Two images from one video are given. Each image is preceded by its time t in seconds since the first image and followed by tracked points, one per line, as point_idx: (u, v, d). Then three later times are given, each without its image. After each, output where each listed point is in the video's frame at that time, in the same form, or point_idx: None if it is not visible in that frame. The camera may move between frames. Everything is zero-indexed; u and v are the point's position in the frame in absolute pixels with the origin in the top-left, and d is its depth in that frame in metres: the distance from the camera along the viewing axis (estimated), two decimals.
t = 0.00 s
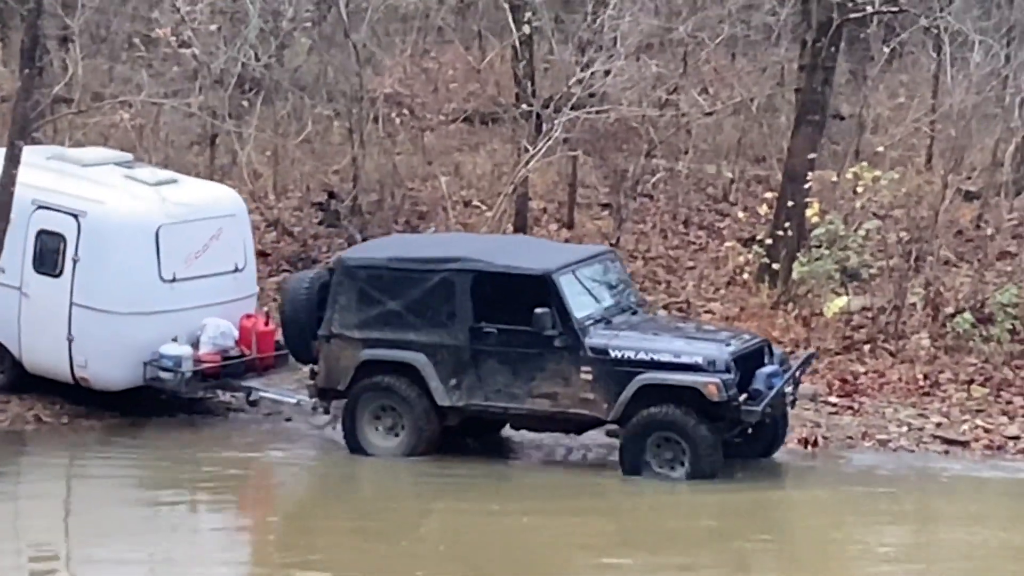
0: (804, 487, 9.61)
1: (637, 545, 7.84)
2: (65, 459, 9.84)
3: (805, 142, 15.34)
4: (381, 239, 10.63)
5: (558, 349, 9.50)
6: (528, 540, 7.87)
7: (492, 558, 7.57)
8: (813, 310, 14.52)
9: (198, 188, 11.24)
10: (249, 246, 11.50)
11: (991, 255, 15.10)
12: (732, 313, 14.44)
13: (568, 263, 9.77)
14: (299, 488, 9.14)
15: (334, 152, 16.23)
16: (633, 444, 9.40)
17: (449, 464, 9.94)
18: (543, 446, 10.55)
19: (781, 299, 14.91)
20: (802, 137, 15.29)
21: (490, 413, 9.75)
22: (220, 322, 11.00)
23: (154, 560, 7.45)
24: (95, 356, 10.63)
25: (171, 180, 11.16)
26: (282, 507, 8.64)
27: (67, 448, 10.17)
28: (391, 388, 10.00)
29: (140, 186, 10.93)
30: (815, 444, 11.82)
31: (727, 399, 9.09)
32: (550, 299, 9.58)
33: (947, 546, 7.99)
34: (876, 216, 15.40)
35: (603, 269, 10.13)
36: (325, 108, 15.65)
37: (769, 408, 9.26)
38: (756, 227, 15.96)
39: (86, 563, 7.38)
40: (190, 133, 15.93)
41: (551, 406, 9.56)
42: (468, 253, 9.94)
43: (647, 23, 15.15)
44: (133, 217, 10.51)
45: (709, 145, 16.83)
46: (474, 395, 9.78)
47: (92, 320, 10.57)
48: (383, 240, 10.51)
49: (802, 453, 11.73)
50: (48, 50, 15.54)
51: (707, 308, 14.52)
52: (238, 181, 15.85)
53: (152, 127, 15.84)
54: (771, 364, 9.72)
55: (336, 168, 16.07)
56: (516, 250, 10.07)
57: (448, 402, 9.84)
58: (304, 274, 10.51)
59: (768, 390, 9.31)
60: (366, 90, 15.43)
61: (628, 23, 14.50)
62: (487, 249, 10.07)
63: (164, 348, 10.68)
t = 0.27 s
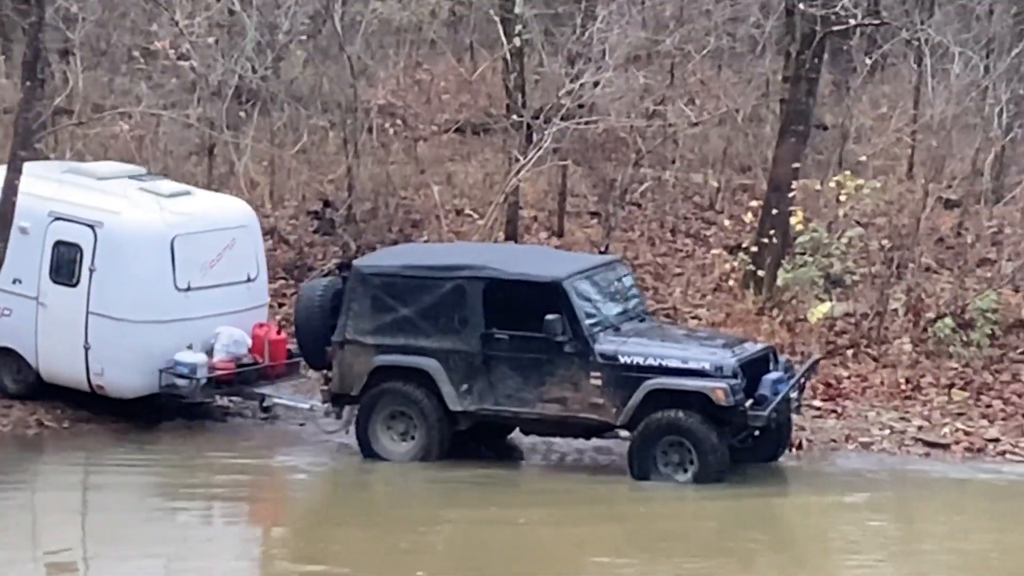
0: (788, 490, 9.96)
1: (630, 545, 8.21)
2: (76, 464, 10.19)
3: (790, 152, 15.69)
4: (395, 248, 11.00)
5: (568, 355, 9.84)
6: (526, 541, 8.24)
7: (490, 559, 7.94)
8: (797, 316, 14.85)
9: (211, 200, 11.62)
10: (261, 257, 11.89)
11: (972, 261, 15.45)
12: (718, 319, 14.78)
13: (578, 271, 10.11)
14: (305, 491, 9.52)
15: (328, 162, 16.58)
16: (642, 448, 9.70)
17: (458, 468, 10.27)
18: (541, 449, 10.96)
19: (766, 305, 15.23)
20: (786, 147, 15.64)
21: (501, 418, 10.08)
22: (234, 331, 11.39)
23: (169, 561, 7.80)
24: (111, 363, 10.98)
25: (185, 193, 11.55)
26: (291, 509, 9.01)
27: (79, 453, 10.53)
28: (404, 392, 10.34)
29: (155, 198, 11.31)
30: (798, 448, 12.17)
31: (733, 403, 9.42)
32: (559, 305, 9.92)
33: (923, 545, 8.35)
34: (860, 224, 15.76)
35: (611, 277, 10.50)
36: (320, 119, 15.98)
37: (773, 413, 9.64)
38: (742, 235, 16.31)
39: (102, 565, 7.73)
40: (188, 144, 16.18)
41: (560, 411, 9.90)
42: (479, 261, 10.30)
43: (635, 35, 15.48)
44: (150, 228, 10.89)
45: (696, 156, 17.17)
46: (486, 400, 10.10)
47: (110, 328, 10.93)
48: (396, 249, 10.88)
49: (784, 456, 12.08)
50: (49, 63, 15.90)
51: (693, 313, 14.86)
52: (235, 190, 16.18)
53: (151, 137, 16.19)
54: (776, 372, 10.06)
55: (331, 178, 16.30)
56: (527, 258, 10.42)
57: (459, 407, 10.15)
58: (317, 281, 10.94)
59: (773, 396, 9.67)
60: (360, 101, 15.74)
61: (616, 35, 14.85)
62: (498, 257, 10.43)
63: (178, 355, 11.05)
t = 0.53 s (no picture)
0: (761, 483, 10.79)
1: (615, 535, 9.05)
2: (102, 462, 11.03)
3: (768, 164, 16.51)
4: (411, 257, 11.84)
5: (574, 359, 10.68)
6: (521, 533, 9.08)
7: (488, 549, 8.78)
8: (774, 319, 15.63)
9: (231, 212, 12.48)
10: (279, 266, 12.74)
11: (941, 268, 16.27)
12: (699, 322, 15.59)
13: (582, 279, 10.94)
14: (318, 487, 10.36)
15: (328, 174, 17.43)
16: (646, 446, 10.53)
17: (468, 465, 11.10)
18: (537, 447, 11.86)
19: (744, 309, 16.02)
20: (764, 160, 16.46)
21: (510, 418, 10.90)
22: (254, 335, 12.23)
23: (195, 551, 8.61)
24: (139, 366, 11.84)
25: (206, 206, 12.39)
26: (306, 504, 9.86)
27: (106, 451, 11.37)
28: (416, 394, 11.17)
29: (178, 211, 12.16)
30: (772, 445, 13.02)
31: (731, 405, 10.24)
32: (566, 312, 10.75)
33: (879, 534, 9.20)
34: (834, 232, 16.59)
35: (613, 286, 11.35)
36: (321, 133, 16.82)
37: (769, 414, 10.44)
38: (723, 243, 17.13)
39: (137, 554, 8.57)
40: (196, 157, 16.99)
41: (567, 412, 10.72)
42: (490, 269, 11.13)
43: (620, 53, 16.29)
44: (176, 238, 11.73)
45: (678, 167, 18.01)
46: (496, 402, 10.93)
47: (138, 332, 11.77)
48: (412, 257, 11.70)
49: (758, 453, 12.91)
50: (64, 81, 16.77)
51: (676, 317, 15.69)
52: (240, 201, 17.00)
53: (161, 151, 17.05)
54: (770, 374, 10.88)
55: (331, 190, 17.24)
56: (533, 267, 11.25)
57: (470, 408, 10.99)
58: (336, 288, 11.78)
59: (770, 397, 10.50)
60: (359, 116, 16.54)
61: (601, 53, 15.68)
62: (508, 266, 11.26)
63: (202, 358, 11.90)
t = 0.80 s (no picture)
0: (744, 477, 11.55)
1: (604, 521, 9.85)
2: (128, 459, 11.84)
3: (749, 173, 17.32)
4: (424, 264, 12.45)
5: (581, 361, 11.26)
6: (517, 520, 9.88)
7: (488, 534, 9.58)
8: (755, 321, 16.46)
9: (253, 222, 13.28)
10: (298, 274, 13.54)
11: (914, 271, 17.10)
12: (683, 324, 16.42)
13: (589, 285, 11.53)
14: (331, 480, 11.17)
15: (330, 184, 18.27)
16: (650, 444, 11.11)
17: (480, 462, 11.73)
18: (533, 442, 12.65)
19: (727, 311, 16.85)
20: (746, 169, 17.28)
21: (519, 417, 11.50)
22: (275, 339, 13.05)
23: (217, 542, 9.27)
24: (165, 367, 12.64)
25: (227, 216, 13.21)
26: (319, 495, 10.66)
27: (132, 449, 12.19)
28: (431, 396, 11.79)
29: (202, 220, 12.97)
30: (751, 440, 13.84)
31: (732, 405, 10.80)
32: (571, 316, 11.35)
33: (845, 520, 10.02)
34: (812, 238, 17.41)
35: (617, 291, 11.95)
36: (324, 144, 17.78)
37: (768, 413, 11.00)
38: (706, 248, 17.95)
39: (165, 538, 9.37)
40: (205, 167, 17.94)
41: (574, 411, 11.32)
42: (499, 275, 11.75)
43: (608, 68, 17.09)
44: (200, 246, 12.53)
45: (663, 176, 18.85)
46: (506, 402, 11.54)
47: (163, 335, 12.59)
48: (425, 263, 12.32)
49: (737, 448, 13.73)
50: (79, 96, 17.68)
51: (661, 320, 16.52)
52: (245, 210, 17.82)
53: (171, 162, 17.94)
54: (768, 375, 11.45)
55: (334, 199, 18.20)
56: (541, 273, 11.86)
57: (482, 408, 11.59)
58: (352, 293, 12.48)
59: (768, 397, 11.08)
60: (359, 128, 17.36)
61: (590, 69, 16.52)
62: (516, 273, 11.87)
63: (226, 360, 12.70)
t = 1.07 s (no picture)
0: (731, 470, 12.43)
1: (593, 509, 10.76)
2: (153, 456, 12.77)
3: (731, 181, 18.21)
4: (440, 270, 13.28)
5: (589, 362, 12.10)
6: (514, 509, 10.80)
7: (488, 520, 10.49)
8: (737, 322, 17.35)
9: (274, 231, 14.22)
10: (315, 280, 14.50)
11: (888, 274, 18.02)
12: (668, 325, 17.31)
13: (596, 290, 12.36)
14: (344, 473, 12.10)
15: (333, 192, 19.18)
16: (655, 441, 11.95)
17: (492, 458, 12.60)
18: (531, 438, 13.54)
19: (709, 313, 17.74)
20: (728, 177, 18.17)
21: (529, 416, 12.36)
22: (295, 342, 13.98)
23: (240, 531, 10.06)
24: (190, 369, 13.60)
25: (249, 224, 14.15)
26: (334, 487, 11.58)
27: (157, 447, 13.14)
28: (446, 396, 12.68)
29: (225, 230, 13.92)
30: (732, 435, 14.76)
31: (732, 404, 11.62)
32: (579, 319, 12.19)
33: (815, 506, 10.93)
34: (791, 243, 18.30)
35: (623, 295, 12.77)
36: (327, 155, 18.75)
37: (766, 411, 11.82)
38: (691, 253, 18.86)
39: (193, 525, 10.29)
40: (214, 177, 18.97)
41: (582, 410, 12.16)
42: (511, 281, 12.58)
43: (596, 82, 17.95)
44: (224, 253, 13.47)
45: (650, 184, 19.76)
46: (517, 401, 12.40)
47: (189, 338, 13.54)
48: (441, 270, 13.17)
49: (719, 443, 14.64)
50: (95, 109, 18.72)
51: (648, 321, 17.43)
52: (252, 217, 18.72)
53: (181, 172, 18.96)
54: (766, 375, 12.27)
55: (337, 207, 19.05)
56: (550, 278, 12.71)
57: (495, 408, 12.46)
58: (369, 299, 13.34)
59: (767, 396, 11.89)
60: (360, 139, 18.29)
61: (580, 83, 17.41)
62: (528, 279, 12.70)
63: (250, 362, 13.69)
